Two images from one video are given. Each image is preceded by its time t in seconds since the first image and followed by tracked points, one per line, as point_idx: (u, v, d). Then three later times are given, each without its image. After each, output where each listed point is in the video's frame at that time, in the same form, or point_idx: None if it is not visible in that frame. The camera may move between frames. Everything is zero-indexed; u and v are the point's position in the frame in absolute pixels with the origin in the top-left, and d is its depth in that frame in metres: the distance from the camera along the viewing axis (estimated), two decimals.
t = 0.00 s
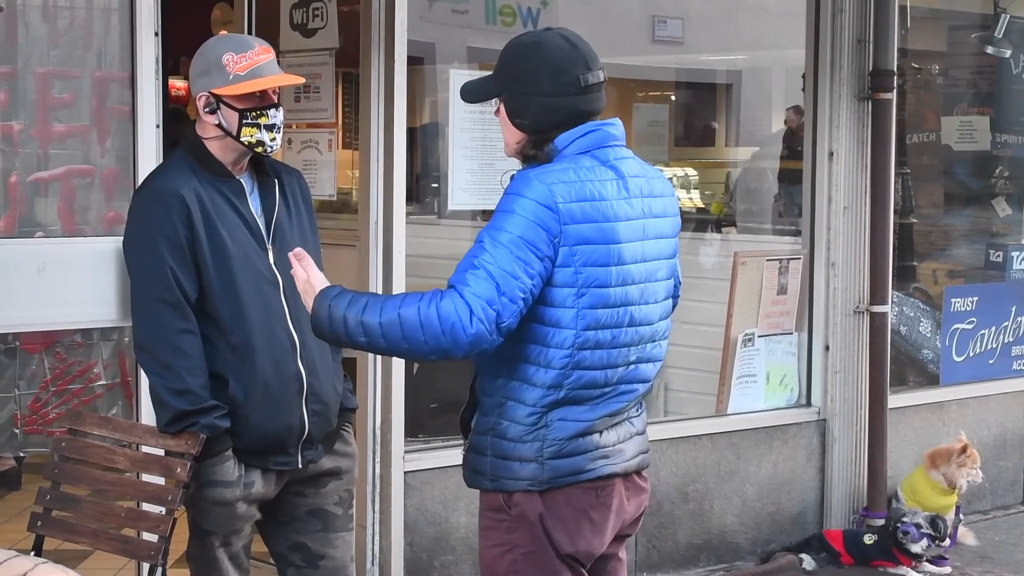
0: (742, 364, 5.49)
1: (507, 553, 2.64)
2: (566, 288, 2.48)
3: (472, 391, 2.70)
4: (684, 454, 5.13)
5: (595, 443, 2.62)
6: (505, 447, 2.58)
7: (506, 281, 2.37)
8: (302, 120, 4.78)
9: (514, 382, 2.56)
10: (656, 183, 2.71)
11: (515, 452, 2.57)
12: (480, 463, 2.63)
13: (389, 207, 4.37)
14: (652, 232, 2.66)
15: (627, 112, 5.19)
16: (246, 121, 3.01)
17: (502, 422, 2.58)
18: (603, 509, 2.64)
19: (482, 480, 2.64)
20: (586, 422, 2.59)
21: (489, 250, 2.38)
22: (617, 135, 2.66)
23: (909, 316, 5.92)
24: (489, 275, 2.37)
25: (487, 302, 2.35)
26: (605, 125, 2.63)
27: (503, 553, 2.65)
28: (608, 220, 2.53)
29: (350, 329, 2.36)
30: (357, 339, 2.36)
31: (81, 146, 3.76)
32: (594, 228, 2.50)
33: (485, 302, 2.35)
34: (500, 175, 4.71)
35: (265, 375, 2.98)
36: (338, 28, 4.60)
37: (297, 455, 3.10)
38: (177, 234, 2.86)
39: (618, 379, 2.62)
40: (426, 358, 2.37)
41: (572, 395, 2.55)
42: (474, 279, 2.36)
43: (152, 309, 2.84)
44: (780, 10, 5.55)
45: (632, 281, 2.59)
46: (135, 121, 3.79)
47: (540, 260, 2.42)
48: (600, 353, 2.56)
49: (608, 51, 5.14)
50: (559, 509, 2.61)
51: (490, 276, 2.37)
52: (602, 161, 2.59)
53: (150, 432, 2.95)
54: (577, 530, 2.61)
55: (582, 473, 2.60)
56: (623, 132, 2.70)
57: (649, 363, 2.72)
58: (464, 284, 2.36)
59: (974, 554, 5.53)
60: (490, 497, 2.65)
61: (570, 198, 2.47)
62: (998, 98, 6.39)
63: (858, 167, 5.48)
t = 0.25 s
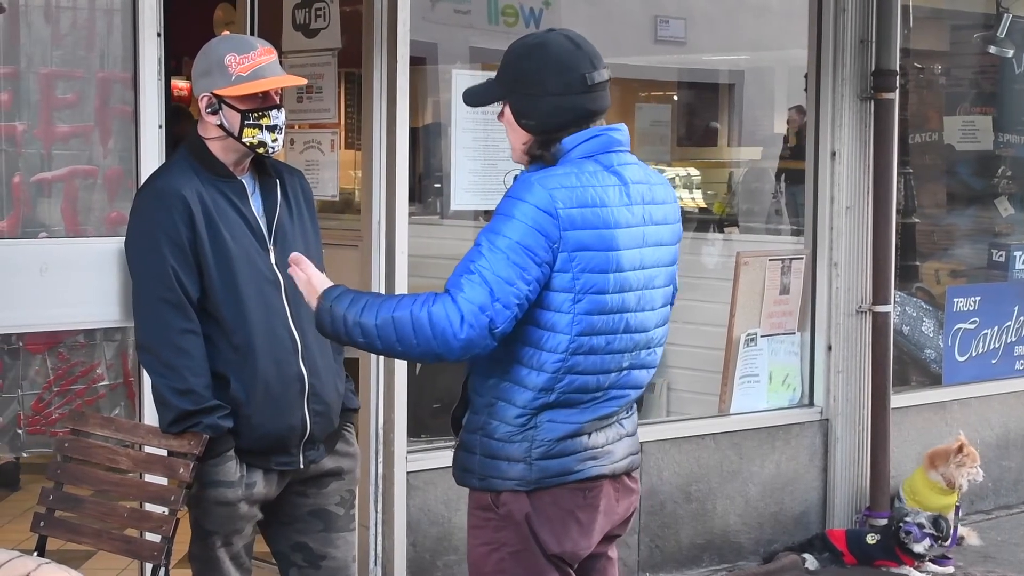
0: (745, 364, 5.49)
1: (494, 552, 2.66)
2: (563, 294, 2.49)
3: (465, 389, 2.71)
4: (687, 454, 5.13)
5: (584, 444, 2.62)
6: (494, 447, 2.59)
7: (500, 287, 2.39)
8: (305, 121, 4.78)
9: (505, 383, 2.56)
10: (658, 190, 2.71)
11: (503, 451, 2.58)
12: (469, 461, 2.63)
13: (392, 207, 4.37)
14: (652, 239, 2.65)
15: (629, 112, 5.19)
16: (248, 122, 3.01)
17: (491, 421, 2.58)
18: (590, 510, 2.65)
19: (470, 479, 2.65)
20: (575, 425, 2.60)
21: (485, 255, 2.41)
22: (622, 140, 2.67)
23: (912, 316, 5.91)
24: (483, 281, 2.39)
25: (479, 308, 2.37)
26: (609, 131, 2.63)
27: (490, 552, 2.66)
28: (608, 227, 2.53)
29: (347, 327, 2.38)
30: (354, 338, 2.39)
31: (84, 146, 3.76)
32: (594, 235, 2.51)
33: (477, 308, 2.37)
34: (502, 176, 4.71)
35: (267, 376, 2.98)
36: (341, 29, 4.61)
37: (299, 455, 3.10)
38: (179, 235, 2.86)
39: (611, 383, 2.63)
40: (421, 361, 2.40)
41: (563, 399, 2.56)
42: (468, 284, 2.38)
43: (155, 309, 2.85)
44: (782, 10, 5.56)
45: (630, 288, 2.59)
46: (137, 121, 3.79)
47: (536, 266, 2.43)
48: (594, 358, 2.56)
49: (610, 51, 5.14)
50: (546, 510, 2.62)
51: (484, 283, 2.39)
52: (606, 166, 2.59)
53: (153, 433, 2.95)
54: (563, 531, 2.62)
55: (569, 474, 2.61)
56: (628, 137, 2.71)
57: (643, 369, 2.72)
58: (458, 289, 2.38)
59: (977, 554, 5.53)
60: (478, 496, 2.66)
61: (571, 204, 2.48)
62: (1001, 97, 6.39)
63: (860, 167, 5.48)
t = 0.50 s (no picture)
0: (747, 364, 5.49)
1: (488, 551, 2.66)
2: (567, 301, 2.50)
3: (463, 388, 2.71)
4: (689, 454, 5.13)
5: (582, 446, 2.63)
6: (490, 447, 2.60)
7: (499, 304, 2.45)
8: (307, 121, 4.78)
9: (503, 383, 2.57)
10: (663, 198, 2.70)
11: (499, 451, 2.59)
12: (466, 460, 2.64)
13: (394, 207, 4.37)
14: (659, 246, 2.65)
15: (631, 113, 5.19)
16: (249, 123, 3.02)
17: (488, 421, 2.59)
18: (584, 511, 2.65)
19: (467, 478, 2.66)
20: (573, 427, 2.60)
21: (491, 270, 2.47)
22: (628, 146, 2.65)
23: (914, 316, 5.91)
24: (482, 299, 2.47)
25: (474, 326, 2.46)
26: (617, 137, 2.62)
27: (484, 551, 2.66)
28: (617, 235, 2.53)
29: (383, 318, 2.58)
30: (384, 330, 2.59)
31: (87, 146, 3.76)
32: (603, 243, 2.51)
33: (472, 326, 2.46)
34: (504, 176, 4.71)
35: (268, 376, 2.98)
36: (343, 29, 4.61)
37: (301, 456, 3.11)
38: (181, 236, 2.86)
39: (611, 389, 2.64)
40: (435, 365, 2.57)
41: (562, 402, 2.57)
42: (470, 302, 2.47)
43: (157, 309, 2.85)
44: (784, 10, 5.56)
45: (636, 295, 2.58)
46: (140, 122, 3.80)
47: (536, 279, 2.46)
48: (597, 363, 2.56)
49: (612, 52, 5.14)
50: (540, 510, 2.62)
51: (483, 301, 2.46)
52: (614, 172, 2.59)
53: (156, 433, 2.96)
54: (557, 531, 2.62)
55: (565, 475, 2.61)
56: (632, 144, 2.68)
57: (641, 375, 2.73)
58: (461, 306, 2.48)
59: (979, 554, 5.53)
60: (473, 495, 2.67)
61: (581, 214, 2.49)
62: (1003, 97, 6.39)
63: (862, 167, 5.48)
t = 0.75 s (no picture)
0: (750, 364, 5.49)
1: (498, 552, 2.67)
2: (575, 299, 2.51)
3: (467, 387, 2.70)
4: (692, 455, 5.13)
5: (590, 445, 2.64)
6: (499, 447, 2.59)
7: (506, 300, 2.46)
8: (310, 122, 4.79)
9: (511, 382, 2.56)
10: (663, 197, 2.69)
11: (509, 452, 2.59)
12: (474, 461, 2.64)
13: (397, 208, 4.37)
14: (663, 244, 2.65)
15: (634, 113, 5.20)
16: (252, 123, 3.02)
17: (497, 421, 2.58)
18: (593, 510, 2.67)
19: (475, 478, 2.65)
20: (581, 425, 2.61)
21: (498, 267, 2.47)
22: (630, 145, 2.65)
23: (916, 316, 5.91)
24: (488, 294, 2.46)
25: (479, 320, 2.46)
26: (620, 136, 2.62)
27: (493, 552, 2.67)
28: (624, 233, 2.54)
29: (376, 305, 2.56)
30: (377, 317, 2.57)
31: (90, 147, 3.77)
32: (611, 241, 2.51)
33: (477, 320, 2.46)
34: (507, 176, 4.72)
35: (271, 377, 2.99)
36: (346, 29, 4.62)
37: (304, 456, 3.11)
38: (184, 236, 2.86)
39: (615, 386, 2.64)
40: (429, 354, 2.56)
41: (570, 400, 2.57)
42: (476, 296, 2.47)
43: (161, 311, 2.85)
44: (786, 10, 5.55)
45: (640, 293, 2.59)
46: (143, 122, 3.80)
47: (545, 277, 2.46)
48: (603, 361, 2.57)
49: (616, 52, 5.14)
50: (551, 509, 2.63)
51: (489, 296, 2.46)
52: (619, 170, 2.59)
53: (159, 433, 2.96)
54: (567, 530, 2.64)
55: (575, 474, 2.62)
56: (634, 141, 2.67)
57: (643, 371, 2.74)
58: (465, 300, 2.48)
59: (982, 554, 5.53)
60: (481, 495, 2.66)
61: (589, 212, 2.49)
62: (1006, 98, 6.38)
63: (865, 167, 5.47)
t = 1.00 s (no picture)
0: (752, 365, 5.49)
1: (506, 553, 2.67)
2: (578, 296, 2.51)
3: (472, 390, 2.70)
4: (694, 455, 5.13)
5: (595, 444, 2.64)
6: (505, 447, 2.59)
7: (508, 298, 2.45)
8: (312, 122, 4.79)
9: (515, 382, 2.56)
10: (662, 195, 2.70)
11: (516, 452, 2.59)
12: (480, 462, 2.64)
13: (399, 209, 4.38)
14: (663, 242, 2.66)
15: (636, 114, 5.20)
16: (255, 124, 3.02)
17: (503, 422, 2.58)
18: (601, 508, 2.66)
19: (482, 480, 2.65)
20: (587, 424, 2.61)
21: (500, 266, 2.47)
22: (628, 144, 2.66)
23: (918, 317, 5.91)
24: (490, 293, 2.46)
25: (483, 318, 2.45)
26: (618, 134, 2.62)
27: (502, 553, 2.68)
28: (624, 230, 2.54)
29: (371, 305, 2.54)
30: (374, 317, 2.55)
31: (93, 148, 3.77)
32: (612, 238, 2.52)
33: (481, 319, 2.45)
34: (508, 177, 4.72)
35: (273, 378, 2.99)
36: (348, 30, 4.62)
37: (306, 457, 3.11)
38: (186, 237, 2.87)
39: (619, 384, 2.65)
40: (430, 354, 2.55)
41: (575, 399, 2.57)
42: (478, 295, 2.47)
43: (163, 312, 2.86)
44: (788, 11, 5.55)
45: (642, 289, 2.59)
46: (145, 123, 3.81)
47: (547, 274, 2.46)
48: (607, 359, 2.57)
49: (618, 53, 5.14)
50: (558, 508, 2.63)
51: (491, 294, 2.46)
52: (618, 168, 2.60)
53: (161, 434, 2.96)
54: (576, 530, 2.64)
55: (582, 473, 2.62)
56: (633, 140, 2.69)
57: (648, 369, 2.74)
58: (467, 299, 2.48)
59: (984, 555, 5.52)
60: (489, 497, 2.66)
61: (589, 209, 2.49)
62: (1008, 98, 6.38)
63: (867, 167, 5.47)
